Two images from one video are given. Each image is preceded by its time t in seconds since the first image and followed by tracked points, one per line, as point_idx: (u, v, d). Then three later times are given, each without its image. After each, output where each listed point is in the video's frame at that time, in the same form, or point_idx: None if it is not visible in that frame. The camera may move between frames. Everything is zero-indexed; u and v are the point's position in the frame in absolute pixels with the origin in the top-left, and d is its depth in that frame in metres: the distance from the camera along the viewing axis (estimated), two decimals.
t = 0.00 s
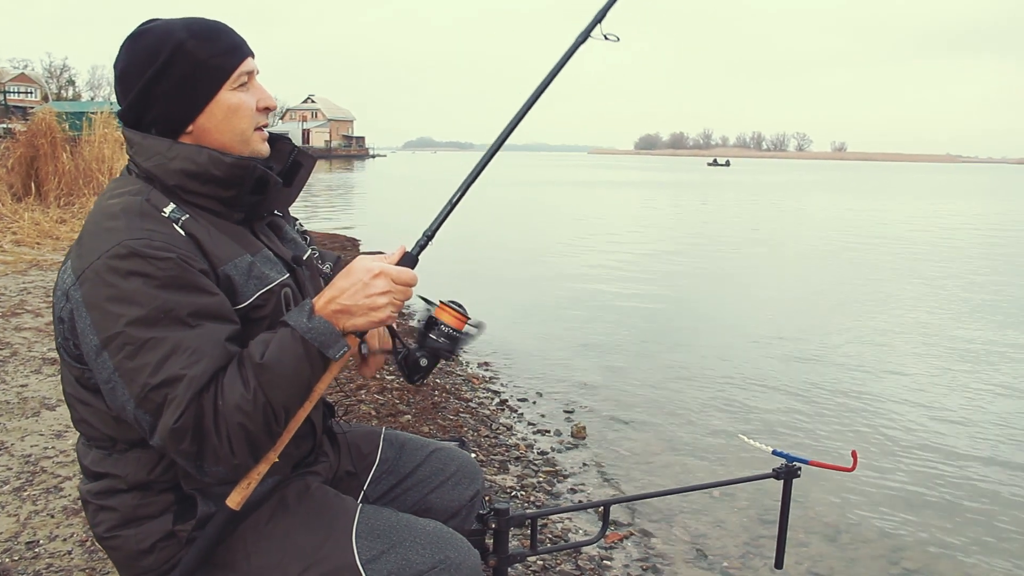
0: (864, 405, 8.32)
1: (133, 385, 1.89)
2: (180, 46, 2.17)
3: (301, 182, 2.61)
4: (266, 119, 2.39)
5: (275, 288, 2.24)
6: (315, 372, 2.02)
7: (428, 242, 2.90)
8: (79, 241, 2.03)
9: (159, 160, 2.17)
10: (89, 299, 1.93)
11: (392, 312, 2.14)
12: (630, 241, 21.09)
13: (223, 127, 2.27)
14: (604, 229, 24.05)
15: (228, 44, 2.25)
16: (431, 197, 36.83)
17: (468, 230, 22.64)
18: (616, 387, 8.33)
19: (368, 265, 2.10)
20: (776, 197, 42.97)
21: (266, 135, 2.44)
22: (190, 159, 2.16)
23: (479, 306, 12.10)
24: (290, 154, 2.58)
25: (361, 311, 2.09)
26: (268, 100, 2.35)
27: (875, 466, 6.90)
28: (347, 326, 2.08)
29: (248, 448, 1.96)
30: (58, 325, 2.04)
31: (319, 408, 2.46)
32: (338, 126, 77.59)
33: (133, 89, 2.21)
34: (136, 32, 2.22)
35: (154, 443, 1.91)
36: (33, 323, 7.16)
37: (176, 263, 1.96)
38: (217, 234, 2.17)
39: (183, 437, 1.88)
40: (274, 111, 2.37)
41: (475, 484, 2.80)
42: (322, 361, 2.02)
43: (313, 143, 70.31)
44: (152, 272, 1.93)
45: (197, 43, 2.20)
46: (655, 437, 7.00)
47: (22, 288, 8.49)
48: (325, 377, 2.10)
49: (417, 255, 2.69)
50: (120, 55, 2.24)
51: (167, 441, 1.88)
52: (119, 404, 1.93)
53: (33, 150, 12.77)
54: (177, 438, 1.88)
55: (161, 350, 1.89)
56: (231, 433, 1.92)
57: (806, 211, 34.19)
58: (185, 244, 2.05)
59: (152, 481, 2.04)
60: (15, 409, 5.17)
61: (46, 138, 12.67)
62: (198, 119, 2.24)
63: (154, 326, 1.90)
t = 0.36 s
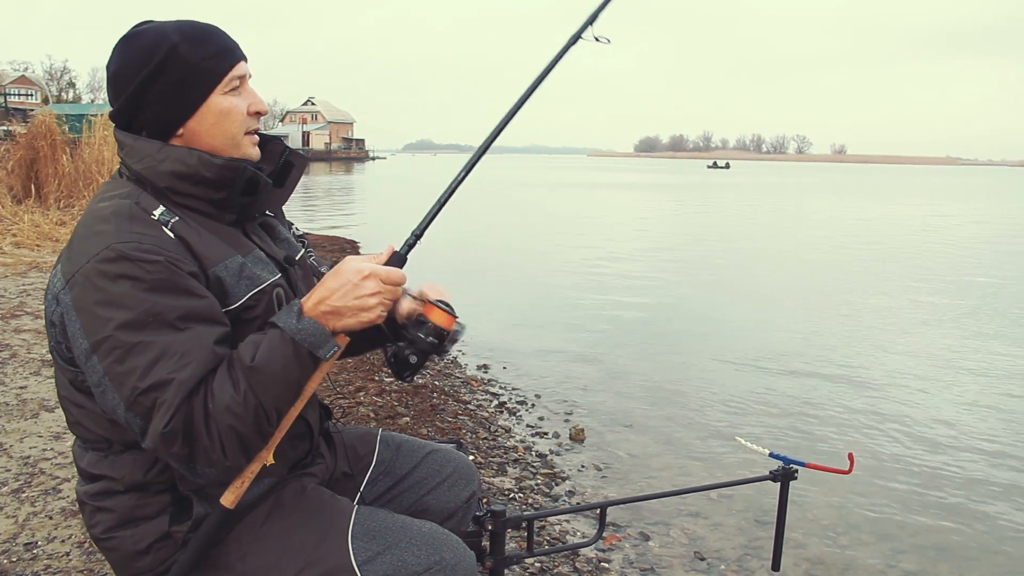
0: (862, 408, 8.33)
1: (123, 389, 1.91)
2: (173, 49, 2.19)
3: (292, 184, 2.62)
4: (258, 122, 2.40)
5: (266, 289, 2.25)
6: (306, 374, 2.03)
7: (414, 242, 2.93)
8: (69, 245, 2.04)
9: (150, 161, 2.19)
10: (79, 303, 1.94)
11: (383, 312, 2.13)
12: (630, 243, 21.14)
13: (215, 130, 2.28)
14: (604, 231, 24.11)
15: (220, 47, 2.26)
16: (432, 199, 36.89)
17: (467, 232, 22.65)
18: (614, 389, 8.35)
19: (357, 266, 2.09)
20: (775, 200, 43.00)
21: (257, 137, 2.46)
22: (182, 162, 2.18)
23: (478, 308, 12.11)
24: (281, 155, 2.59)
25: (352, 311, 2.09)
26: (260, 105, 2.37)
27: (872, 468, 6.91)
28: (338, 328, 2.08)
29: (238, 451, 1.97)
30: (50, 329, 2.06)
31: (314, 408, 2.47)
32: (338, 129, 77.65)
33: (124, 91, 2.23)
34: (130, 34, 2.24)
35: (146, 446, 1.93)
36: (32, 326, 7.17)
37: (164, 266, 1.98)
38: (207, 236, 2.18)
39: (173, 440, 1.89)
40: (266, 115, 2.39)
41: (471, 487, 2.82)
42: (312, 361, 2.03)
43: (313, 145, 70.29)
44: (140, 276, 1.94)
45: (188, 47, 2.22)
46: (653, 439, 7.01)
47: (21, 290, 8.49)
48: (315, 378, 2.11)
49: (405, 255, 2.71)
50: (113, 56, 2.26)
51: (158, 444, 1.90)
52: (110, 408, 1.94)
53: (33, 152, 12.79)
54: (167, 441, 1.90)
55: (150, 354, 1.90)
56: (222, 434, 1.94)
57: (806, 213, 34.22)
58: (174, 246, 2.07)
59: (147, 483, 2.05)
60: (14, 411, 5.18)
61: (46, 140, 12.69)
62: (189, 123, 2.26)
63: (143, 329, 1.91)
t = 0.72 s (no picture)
0: (865, 411, 8.32)
1: (127, 390, 1.91)
2: (174, 53, 2.20)
3: (297, 185, 2.63)
4: (261, 124, 2.41)
5: (271, 292, 2.27)
6: (309, 378, 2.04)
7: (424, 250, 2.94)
8: (75, 247, 2.05)
9: (154, 165, 2.20)
10: (83, 305, 1.95)
11: (386, 320, 2.16)
12: (633, 246, 21.15)
13: (218, 133, 2.29)
14: (606, 233, 24.12)
15: (222, 50, 2.28)
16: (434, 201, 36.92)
17: (470, 234, 22.66)
18: (616, 391, 8.36)
19: (363, 274, 2.12)
20: (777, 202, 42.97)
21: (260, 138, 2.47)
22: (186, 165, 2.19)
23: (480, 310, 12.12)
24: (286, 156, 2.60)
25: (356, 318, 2.11)
26: (262, 106, 2.38)
27: (873, 471, 6.91)
28: (342, 334, 2.10)
29: (241, 454, 1.99)
30: (54, 329, 2.07)
31: (317, 413, 2.47)
32: (340, 131, 77.78)
33: (128, 96, 2.24)
34: (131, 40, 2.26)
35: (149, 448, 1.93)
36: (34, 327, 7.19)
37: (169, 269, 1.99)
38: (212, 239, 2.20)
39: (176, 443, 1.90)
40: (268, 116, 2.40)
41: (471, 488, 2.82)
42: (317, 368, 2.04)
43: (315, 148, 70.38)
44: (145, 279, 1.95)
45: (191, 50, 2.23)
46: (654, 441, 7.01)
47: (24, 292, 8.52)
48: (318, 382, 2.12)
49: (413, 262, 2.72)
50: (116, 62, 2.27)
51: (161, 447, 1.91)
52: (114, 409, 1.95)
53: (36, 154, 12.83)
54: (169, 445, 1.91)
55: (154, 356, 1.91)
56: (225, 437, 1.95)
57: (807, 215, 34.20)
58: (179, 249, 2.08)
59: (150, 485, 2.06)
60: (16, 413, 5.20)
61: (50, 142, 12.73)
62: (193, 126, 2.27)
63: (147, 333, 1.92)
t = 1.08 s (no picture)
0: (865, 412, 8.32)
1: (135, 385, 1.92)
2: (179, 54, 2.21)
3: (299, 188, 2.65)
4: (263, 128, 2.43)
5: (273, 292, 2.28)
6: (313, 355, 2.05)
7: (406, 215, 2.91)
8: (76, 248, 2.06)
9: (155, 165, 2.21)
10: (87, 305, 1.96)
11: (381, 286, 2.17)
12: (633, 248, 21.17)
13: (220, 135, 2.30)
14: (607, 235, 24.12)
15: (228, 53, 2.29)
16: (435, 203, 36.92)
17: (470, 236, 22.72)
18: (617, 393, 8.36)
19: (351, 242, 2.13)
20: (778, 204, 43.00)
21: (262, 141, 2.48)
22: (187, 166, 2.20)
23: (482, 312, 12.15)
24: (288, 158, 2.61)
25: (351, 287, 2.12)
26: (265, 110, 2.39)
27: (874, 472, 6.91)
28: (341, 306, 2.11)
29: (254, 438, 2.00)
30: (58, 333, 2.08)
31: (319, 412, 2.48)
32: (341, 133, 77.91)
33: (131, 94, 2.25)
34: (138, 38, 2.26)
35: (160, 443, 1.94)
36: (36, 330, 7.20)
37: (171, 265, 2.00)
38: (214, 239, 2.21)
39: (188, 434, 1.91)
40: (271, 120, 2.41)
41: (472, 490, 2.83)
42: (318, 343, 2.05)
43: (316, 150, 70.48)
44: (148, 275, 1.96)
45: (196, 52, 2.23)
46: (655, 442, 7.02)
47: (25, 294, 8.53)
48: (322, 357, 2.13)
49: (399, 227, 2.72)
50: (121, 58, 2.27)
51: (173, 439, 1.91)
52: (122, 406, 1.96)
53: (38, 156, 12.85)
54: (183, 436, 1.91)
55: (160, 350, 1.92)
56: (237, 424, 1.96)
57: (808, 217, 34.23)
58: (181, 248, 2.09)
59: (151, 485, 2.07)
60: (18, 415, 5.20)
61: (51, 144, 12.75)
62: (194, 127, 2.28)
63: (152, 327, 1.93)
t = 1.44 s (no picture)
0: (866, 412, 8.33)
1: (138, 385, 1.92)
2: (177, 55, 2.21)
3: (293, 188, 2.66)
4: (259, 131, 2.43)
5: (269, 291, 2.28)
6: (315, 348, 2.06)
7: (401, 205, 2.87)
8: (74, 251, 2.06)
9: (150, 167, 2.21)
10: (87, 307, 1.96)
11: (380, 275, 2.17)
12: (632, 248, 21.21)
13: (215, 137, 2.31)
14: (606, 235, 24.16)
15: (225, 56, 2.29)
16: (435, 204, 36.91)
17: (469, 237, 22.73)
18: (617, 393, 8.35)
19: (347, 233, 2.13)
20: (777, 204, 43.04)
21: (257, 145, 2.49)
22: (182, 168, 2.20)
23: (483, 312, 12.16)
24: (282, 159, 2.62)
25: (350, 278, 2.12)
26: (261, 114, 2.40)
27: (874, 472, 6.91)
28: (340, 298, 2.12)
29: (260, 433, 2.01)
30: (57, 337, 2.08)
31: (317, 412, 2.49)
32: (341, 135, 77.97)
33: (127, 94, 2.25)
34: (135, 38, 2.26)
35: (166, 442, 1.94)
36: (36, 332, 7.20)
37: (169, 265, 2.00)
38: (210, 239, 2.21)
39: (194, 431, 1.91)
40: (267, 124, 2.42)
41: (472, 490, 2.82)
42: (319, 334, 2.07)
43: (315, 151, 70.53)
44: (147, 276, 1.97)
45: (193, 53, 2.24)
46: (655, 443, 7.02)
47: (26, 296, 8.54)
48: (323, 351, 2.14)
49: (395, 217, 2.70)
50: (118, 58, 2.27)
51: (179, 436, 1.91)
52: (124, 407, 1.96)
53: (38, 158, 12.85)
54: (189, 432, 1.91)
55: (161, 349, 1.92)
56: (242, 419, 1.96)
57: (807, 217, 34.27)
58: (178, 248, 2.10)
59: (152, 487, 2.08)
60: (18, 417, 5.20)
61: (51, 147, 12.76)
62: (189, 129, 2.28)
63: (153, 326, 1.93)
